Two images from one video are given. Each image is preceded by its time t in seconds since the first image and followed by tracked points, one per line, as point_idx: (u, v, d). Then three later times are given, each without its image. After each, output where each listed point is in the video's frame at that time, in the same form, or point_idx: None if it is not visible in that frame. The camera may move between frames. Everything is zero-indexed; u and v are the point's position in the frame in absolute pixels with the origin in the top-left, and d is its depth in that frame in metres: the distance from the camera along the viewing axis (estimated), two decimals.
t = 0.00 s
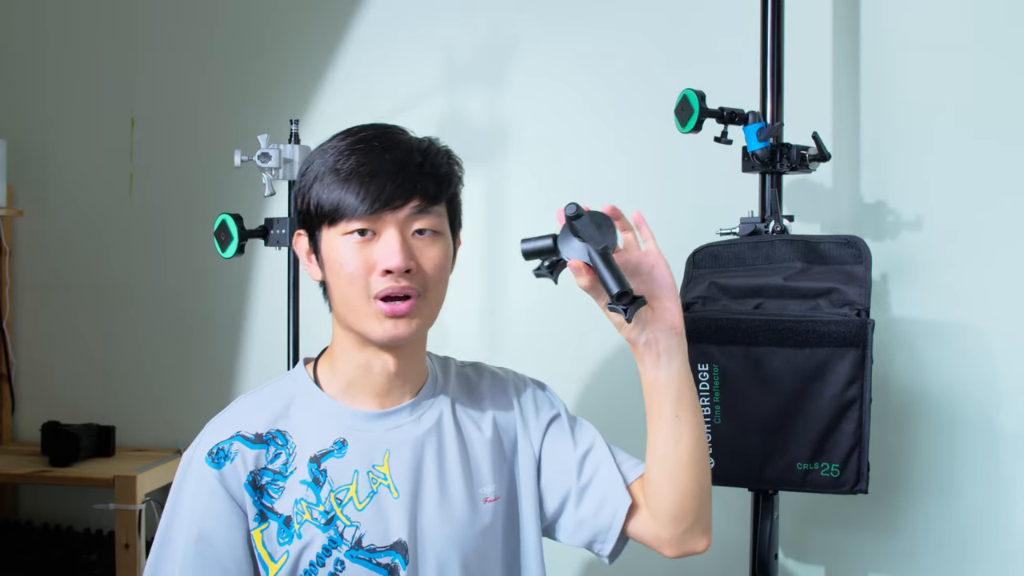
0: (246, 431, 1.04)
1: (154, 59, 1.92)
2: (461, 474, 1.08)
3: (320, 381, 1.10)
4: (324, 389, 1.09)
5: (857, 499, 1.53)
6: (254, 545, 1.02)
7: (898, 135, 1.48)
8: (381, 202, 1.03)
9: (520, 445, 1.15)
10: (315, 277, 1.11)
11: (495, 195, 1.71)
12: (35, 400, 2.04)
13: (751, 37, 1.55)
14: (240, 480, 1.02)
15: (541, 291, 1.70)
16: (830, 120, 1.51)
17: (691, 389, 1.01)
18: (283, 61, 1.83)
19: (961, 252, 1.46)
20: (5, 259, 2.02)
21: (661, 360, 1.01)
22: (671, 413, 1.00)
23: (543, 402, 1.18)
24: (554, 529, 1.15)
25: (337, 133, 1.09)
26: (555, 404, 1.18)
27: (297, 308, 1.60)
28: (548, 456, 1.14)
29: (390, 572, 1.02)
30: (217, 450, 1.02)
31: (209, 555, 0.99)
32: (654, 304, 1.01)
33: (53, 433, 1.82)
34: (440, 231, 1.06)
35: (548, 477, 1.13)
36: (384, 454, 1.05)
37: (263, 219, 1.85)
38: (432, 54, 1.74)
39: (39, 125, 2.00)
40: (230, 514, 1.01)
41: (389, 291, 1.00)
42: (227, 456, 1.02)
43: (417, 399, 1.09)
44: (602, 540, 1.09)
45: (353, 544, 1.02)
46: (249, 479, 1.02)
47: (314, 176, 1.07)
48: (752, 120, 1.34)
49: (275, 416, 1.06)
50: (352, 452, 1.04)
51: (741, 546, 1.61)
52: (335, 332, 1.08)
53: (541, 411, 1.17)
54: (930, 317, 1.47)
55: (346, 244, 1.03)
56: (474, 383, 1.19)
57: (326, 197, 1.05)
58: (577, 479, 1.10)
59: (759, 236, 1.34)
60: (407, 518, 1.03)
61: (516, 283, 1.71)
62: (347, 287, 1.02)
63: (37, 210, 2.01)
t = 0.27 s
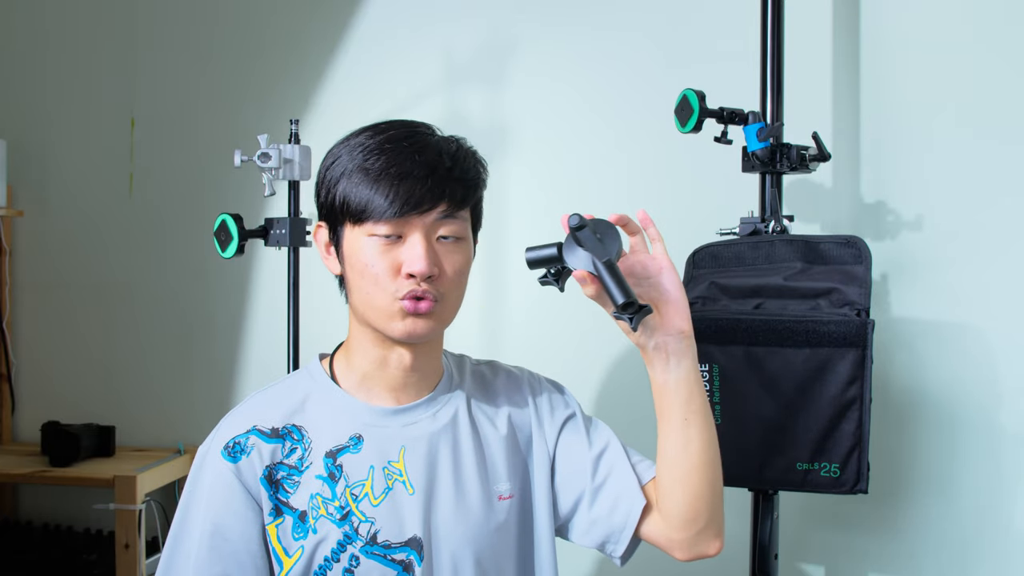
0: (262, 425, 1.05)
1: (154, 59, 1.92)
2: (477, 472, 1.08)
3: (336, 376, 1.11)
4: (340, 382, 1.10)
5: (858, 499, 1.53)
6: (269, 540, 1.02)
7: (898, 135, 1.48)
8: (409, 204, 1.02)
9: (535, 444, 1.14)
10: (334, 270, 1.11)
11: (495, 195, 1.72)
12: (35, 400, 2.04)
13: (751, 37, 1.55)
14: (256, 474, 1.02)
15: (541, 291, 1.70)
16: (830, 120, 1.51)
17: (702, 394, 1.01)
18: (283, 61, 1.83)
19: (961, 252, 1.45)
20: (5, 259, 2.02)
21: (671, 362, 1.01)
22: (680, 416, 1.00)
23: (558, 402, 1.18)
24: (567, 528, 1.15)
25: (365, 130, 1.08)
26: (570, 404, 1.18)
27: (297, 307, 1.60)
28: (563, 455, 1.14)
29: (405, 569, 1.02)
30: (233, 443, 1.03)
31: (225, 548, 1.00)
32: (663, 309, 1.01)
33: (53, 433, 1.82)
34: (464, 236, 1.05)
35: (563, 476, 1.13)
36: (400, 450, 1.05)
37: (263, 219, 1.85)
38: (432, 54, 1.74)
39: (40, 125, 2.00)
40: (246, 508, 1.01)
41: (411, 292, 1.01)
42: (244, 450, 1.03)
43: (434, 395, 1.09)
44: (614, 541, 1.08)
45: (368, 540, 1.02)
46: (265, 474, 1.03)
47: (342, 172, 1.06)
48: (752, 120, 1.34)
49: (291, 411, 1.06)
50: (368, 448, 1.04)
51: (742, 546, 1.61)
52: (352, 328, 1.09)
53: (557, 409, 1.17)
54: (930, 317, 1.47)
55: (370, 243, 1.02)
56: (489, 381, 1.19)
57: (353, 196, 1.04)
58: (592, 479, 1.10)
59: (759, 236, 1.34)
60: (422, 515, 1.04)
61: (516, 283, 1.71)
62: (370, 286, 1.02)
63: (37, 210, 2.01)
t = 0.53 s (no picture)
0: (270, 436, 1.03)
1: (154, 59, 1.93)
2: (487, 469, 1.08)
3: (341, 382, 1.10)
4: (345, 389, 1.09)
5: (858, 499, 1.53)
6: (285, 550, 1.01)
7: (897, 136, 1.48)
8: (413, 199, 1.02)
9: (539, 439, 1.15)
10: (335, 275, 1.10)
11: (495, 195, 1.72)
12: (35, 400, 2.04)
13: (751, 38, 1.55)
14: (268, 486, 1.01)
15: (541, 291, 1.70)
16: (830, 120, 1.51)
17: (708, 378, 1.01)
18: (283, 61, 1.83)
19: (961, 252, 1.45)
20: (5, 259, 2.02)
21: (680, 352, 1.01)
22: (687, 403, 1.00)
23: (561, 397, 1.18)
24: (577, 520, 1.15)
25: (359, 132, 1.08)
26: (573, 398, 1.18)
27: (297, 307, 1.60)
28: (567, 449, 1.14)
29: (423, 570, 1.01)
30: (243, 457, 1.01)
31: (242, 562, 0.99)
32: (668, 298, 1.01)
33: (53, 433, 1.82)
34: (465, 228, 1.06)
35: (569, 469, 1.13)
36: (411, 452, 1.05)
37: (263, 219, 1.85)
38: (432, 54, 1.74)
39: (40, 125, 2.00)
40: (259, 521, 1.00)
41: (420, 290, 1.00)
42: (254, 463, 1.01)
43: (440, 396, 1.09)
44: (625, 530, 1.09)
45: (386, 545, 1.02)
46: (277, 485, 1.02)
47: (341, 174, 1.06)
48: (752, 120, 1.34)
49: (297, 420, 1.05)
50: (378, 452, 1.04)
51: (742, 547, 1.60)
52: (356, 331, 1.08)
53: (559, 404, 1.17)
54: (930, 317, 1.47)
55: (373, 242, 1.02)
56: (492, 377, 1.19)
57: (355, 195, 1.04)
58: (598, 471, 1.11)
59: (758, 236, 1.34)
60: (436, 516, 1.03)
61: (516, 283, 1.71)
62: (377, 286, 1.01)
63: (37, 210, 2.01)
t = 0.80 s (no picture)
0: (275, 444, 1.03)
1: (154, 59, 1.93)
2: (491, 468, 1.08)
3: (342, 386, 1.10)
4: (347, 393, 1.09)
5: (858, 499, 1.53)
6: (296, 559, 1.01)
7: (897, 136, 1.48)
8: (444, 200, 1.01)
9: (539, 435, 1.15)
10: (340, 278, 1.08)
11: (495, 195, 1.72)
12: (35, 400, 2.04)
13: (751, 37, 1.55)
14: (277, 496, 1.01)
15: (541, 291, 1.70)
16: (830, 120, 1.51)
17: (710, 386, 1.01)
18: (283, 61, 1.83)
19: (961, 252, 1.45)
20: (5, 259, 2.02)
21: (687, 368, 1.00)
22: (687, 410, 1.00)
23: (558, 392, 1.19)
24: (578, 515, 1.15)
25: (367, 136, 1.05)
26: (570, 393, 1.18)
27: (297, 307, 1.60)
28: (566, 444, 1.14)
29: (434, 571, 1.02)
30: (249, 467, 1.01)
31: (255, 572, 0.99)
32: (681, 308, 1.00)
33: (53, 433, 1.82)
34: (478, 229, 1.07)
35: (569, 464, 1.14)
36: (417, 454, 1.05)
37: (263, 219, 1.85)
38: (432, 54, 1.74)
39: (40, 125, 2.00)
40: (270, 530, 1.00)
41: (449, 292, 1.01)
42: (261, 473, 1.01)
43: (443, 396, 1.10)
44: (624, 526, 1.09)
45: (396, 548, 1.02)
46: (286, 493, 1.02)
47: (358, 179, 1.03)
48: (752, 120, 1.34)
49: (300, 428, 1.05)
50: (385, 455, 1.04)
51: (742, 547, 1.61)
52: (361, 334, 1.08)
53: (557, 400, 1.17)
54: (930, 317, 1.47)
55: (400, 245, 1.00)
56: (489, 373, 1.20)
57: (382, 198, 1.01)
58: (599, 467, 1.11)
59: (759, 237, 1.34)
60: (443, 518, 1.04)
61: (516, 283, 1.71)
62: (403, 290, 1.00)
63: (37, 209, 2.01)
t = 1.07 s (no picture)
0: (275, 448, 1.02)
1: (153, 59, 1.93)
2: (483, 471, 1.10)
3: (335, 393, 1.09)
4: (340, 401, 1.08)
5: (858, 499, 1.53)
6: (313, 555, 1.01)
7: (897, 136, 1.48)
8: (436, 207, 1.03)
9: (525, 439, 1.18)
10: (330, 289, 1.08)
11: (495, 196, 1.72)
12: (35, 400, 2.04)
13: (751, 37, 1.55)
14: (284, 495, 1.01)
15: (541, 291, 1.70)
16: (830, 120, 1.52)
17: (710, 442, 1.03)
18: (283, 61, 1.83)
19: (961, 252, 1.45)
20: (5, 259, 2.01)
21: (687, 429, 1.02)
22: (681, 456, 1.04)
23: (543, 394, 1.21)
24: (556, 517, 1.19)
25: (353, 144, 1.06)
26: (556, 398, 1.21)
27: (297, 307, 1.60)
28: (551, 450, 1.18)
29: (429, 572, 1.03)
30: (253, 470, 1.01)
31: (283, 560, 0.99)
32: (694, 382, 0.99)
33: (53, 433, 1.82)
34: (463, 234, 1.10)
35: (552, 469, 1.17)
36: (412, 457, 1.06)
37: (263, 219, 1.85)
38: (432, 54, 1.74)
39: (40, 125, 2.00)
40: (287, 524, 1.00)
41: (443, 297, 1.03)
42: (267, 474, 1.01)
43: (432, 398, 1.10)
44: (595, 535, 1.13)
45: (394, 550, 1.02)
46: (291, 494, 1.02)
47: (349, 187, 1.04)
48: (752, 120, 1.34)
49: (297, 431, 1.05)
50: (379, 458, 1.05)
51: (742, 547, 1.61)
52: (353, 339, 1.08)
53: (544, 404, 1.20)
54: (930, 317, 1.47)
55: (393, 254, 1.02)
56: (477, 372, 1.21)
57: (376, 206, 1.02)
58: (581, 476, 1.14)
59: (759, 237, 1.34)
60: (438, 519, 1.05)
61: (516, 283, 1.71)
62: (399, 296, 1.02)
63: (37, 210, 2.01)
